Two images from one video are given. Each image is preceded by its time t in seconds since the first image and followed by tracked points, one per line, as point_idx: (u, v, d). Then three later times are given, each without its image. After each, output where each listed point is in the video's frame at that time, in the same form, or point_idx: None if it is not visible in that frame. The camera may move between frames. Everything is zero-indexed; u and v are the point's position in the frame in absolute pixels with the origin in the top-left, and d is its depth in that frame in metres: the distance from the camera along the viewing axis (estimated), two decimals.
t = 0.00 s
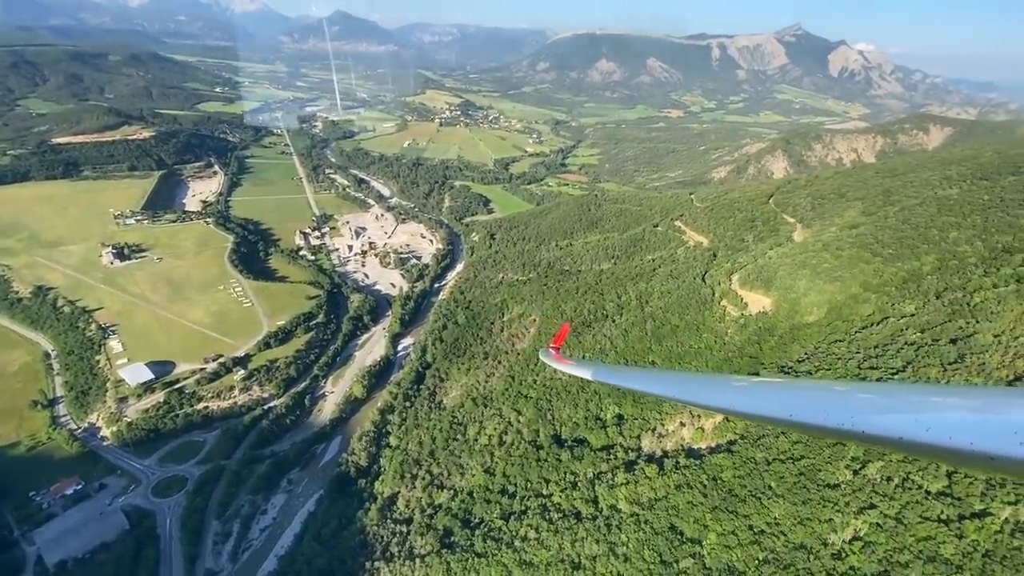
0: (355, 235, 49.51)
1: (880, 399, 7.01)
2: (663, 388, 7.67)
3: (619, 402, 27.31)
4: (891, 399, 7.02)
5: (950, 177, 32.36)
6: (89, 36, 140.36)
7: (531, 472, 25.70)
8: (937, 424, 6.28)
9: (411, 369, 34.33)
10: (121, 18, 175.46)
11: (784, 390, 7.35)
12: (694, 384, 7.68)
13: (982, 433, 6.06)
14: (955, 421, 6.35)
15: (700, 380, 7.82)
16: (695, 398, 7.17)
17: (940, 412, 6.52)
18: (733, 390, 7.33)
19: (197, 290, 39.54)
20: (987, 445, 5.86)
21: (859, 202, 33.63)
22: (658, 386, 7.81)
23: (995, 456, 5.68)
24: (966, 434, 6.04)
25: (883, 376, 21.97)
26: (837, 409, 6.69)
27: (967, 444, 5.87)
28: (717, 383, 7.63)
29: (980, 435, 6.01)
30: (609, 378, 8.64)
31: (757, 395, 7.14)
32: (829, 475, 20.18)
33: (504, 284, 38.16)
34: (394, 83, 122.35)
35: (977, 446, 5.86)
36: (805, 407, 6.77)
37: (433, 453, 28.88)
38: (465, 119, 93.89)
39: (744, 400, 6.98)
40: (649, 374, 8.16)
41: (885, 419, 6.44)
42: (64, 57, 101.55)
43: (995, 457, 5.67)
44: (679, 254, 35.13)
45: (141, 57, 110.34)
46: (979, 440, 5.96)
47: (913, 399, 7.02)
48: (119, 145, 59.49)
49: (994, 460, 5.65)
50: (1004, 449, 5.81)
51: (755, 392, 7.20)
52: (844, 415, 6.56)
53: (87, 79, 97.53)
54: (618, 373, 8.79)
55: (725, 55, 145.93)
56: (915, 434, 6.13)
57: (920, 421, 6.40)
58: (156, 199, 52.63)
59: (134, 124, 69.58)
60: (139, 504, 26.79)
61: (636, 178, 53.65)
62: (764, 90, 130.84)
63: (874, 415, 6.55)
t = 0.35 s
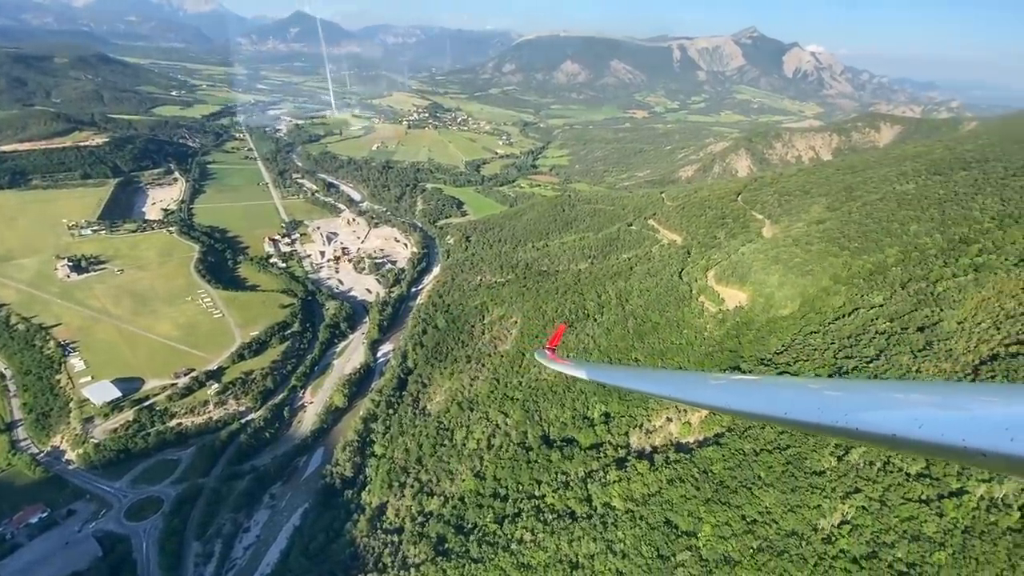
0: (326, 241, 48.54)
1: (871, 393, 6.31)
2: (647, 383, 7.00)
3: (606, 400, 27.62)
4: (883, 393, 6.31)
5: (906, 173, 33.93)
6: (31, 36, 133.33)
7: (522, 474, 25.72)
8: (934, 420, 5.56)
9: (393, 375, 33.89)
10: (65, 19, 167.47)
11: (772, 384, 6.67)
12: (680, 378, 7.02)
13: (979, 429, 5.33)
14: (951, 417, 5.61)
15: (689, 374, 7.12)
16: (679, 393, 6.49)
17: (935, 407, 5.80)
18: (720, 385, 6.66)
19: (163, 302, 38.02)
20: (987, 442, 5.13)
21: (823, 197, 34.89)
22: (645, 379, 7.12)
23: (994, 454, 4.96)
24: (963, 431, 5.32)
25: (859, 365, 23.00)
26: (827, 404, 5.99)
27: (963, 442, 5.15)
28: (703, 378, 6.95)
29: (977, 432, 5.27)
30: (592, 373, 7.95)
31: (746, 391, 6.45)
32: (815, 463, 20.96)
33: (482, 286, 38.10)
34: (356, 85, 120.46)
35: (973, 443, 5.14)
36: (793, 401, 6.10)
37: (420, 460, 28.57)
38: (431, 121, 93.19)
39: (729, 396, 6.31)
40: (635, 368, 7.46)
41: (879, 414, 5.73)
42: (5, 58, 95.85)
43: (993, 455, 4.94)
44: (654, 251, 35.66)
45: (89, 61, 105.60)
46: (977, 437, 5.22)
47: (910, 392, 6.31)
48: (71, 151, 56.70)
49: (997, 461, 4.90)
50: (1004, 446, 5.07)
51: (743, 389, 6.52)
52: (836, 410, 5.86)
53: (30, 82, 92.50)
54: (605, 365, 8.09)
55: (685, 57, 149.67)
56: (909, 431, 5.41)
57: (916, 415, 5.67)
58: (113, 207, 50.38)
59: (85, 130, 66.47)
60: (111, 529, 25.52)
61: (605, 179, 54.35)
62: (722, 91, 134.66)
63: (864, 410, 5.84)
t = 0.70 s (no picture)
0: (295, 248, 47.34)
1: (871, 394, 6.10)
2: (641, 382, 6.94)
3: (590, 399, 27.81)
4: (883, 394, 6.09)
5: (862, 169, 35.18)
6: None
7: (513, 478, 25.66)
8: (930, 417, 5.35)
9: (372, 384, 33.33)
10: None
11: (769, 385, 6.54)
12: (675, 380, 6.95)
13: (977, 424, 5.09)
14: (949, 415, 5.37)
15: (685, 375, 7.03)
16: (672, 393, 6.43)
17: (934, 407, 5.56)
18: (717, 385, 6.56)
19: (124, 317, 36.26)
20: (980, 437, 4.90)
21: (786, 194, 35.97)
22: (646, 380, 7.02)
23: (986, 446, 4.73)
24: (960, 427, 5.08)
25: (833, 355, 24.03)
26: (826, 404, 5.84)
27: (956, 438, 4.93)
28: (698, 379, 6.84)
29: (973, 428, 5.04)
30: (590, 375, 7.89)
31: (741, 391, 6.34)
32: (799, 451, 21.69)
33: (459, 290, 37.90)
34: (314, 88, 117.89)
35: (964, 437, 4.93)
36: (789, 401, 5.96)
37: (406, 469, 28.16)
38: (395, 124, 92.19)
39: (723, 395, 6.22)
40: (632, 369, 7.37)
41: (877, 414, 5.55)
42: None
43: (983, 449, 4.72)
44: (627, 250, 35.95)
45: (27, 64, 99.89)
46: (973, 433, 4.98)
47: (912, 393, 6.06)
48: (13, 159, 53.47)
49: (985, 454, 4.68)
50: (999, 440, 4.83)
51: (740, 390, 6.40)
52: (832, 409, 5.71)
53: None
54: (606, 366, 8.03)
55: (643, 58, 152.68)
56: (902, 429, 5.21)
57: (915, 415, 5.44)
58: (64, 218, 47.77)
59: (27, 138, 62.82)
60: (79, 560, 24.06)
61: (573, 180, 54.75)
62: (679, 93, 138.07)
63: (860, 409, 5.67)
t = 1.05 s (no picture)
0: (261, 257, 46.01)
1: (867, 394, 6.29)
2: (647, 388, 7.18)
3: (575, 399, 27.88)
4: (879, 394, 6.28)
5: (821, 167, 36.16)
6: None
7: (502, 482, 25.55)
8: (927, 419, 5.53)
9: (350, 394, 32.70)
10: None
11: (769, 388, 6.78)
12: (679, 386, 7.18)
13: (973, 426, 5.26)
14: (945, 416, 5.54)
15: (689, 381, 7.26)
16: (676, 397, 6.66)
17: (930, 409, 5.73)
18: (722, 391, 6.79)
19: (80, 335, 34.30)
20: (977, 438, 5.06)
21: (751, 191, 36.57)
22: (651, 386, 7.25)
23: (983, 448, 4.89)
24: (956, 429, 5.24)
25: (808, 346, 24.94)
26: (829, 407, 6.02)
27: (956, 440, 5.08)
28: (701, 385, 7.08)
29: (970, 430, 5.20)
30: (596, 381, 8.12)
31: (743, 396, 6.57)
32: (783, 440, 22.38)
33: (435, 295, 37.58)
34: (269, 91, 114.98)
35: (961, 438, 5.09)
36: (792, 405, 6.16)
37: (392, 479, 27.67)
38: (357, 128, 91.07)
39: (728, 401, 6.44)
40: (637, 377, 7.56)
41: (878, 415, 5.72)
42: None
43: (981, 451, 4.88)
44: (599, 251, 35.99)
45: None
46: (971, 434, 5.13)
47: (906, 395, 6.26)
48: None
49: (984, 456, 4.84)
50: (994, 441, 4.99)
51: (742, 393, 6.63)
52: (834, 411, 5.90)
53: None
54: (611, 372, 8.24)
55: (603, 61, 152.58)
56: (902, 431, 5.39)
57: (914, 417, 5.60)
58: (6, 232, 44.90)
59: None
60: None
61: (541, 182, 54.98)
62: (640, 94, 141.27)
63: (859, 411, 5.85)
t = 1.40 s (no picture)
0: (223, 269, 44.61)
1: (864, 394, 5.96)
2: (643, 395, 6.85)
3: (558, 399, 27.73)
4: (876, 394, 5.95)
5: (780, 166, 37.06)
6: None
7: (490, 487, 25.35)
8: (935, 423, 5.17)
9: (326, 406, 31.90)
10: None
11: (763, 388, 6.44)
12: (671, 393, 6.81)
13: (979, 431, 4.92)
14: (951, 417, 5.20)
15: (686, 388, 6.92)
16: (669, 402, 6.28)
17: (934, 409, 5.40)
18: (718, 394, 6.42)
19: (30, 357, 32.11)
20: (986, 444, 4.73)
21: (714, 191, 36.84)
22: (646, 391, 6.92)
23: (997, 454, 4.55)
24: (965, 433, 4.91)
25: (782, 338, 25.59)
26: (829, 407, 5.65)
27: (966, 446, 4.72)
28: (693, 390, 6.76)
29: (978, 435, 4.87)
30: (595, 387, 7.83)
31: (738, 398, 6.21)
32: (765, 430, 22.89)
33: (409, 301, 37.09)
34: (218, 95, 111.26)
35: (973, 444, 4.74)
36: (793, 408, 5.73)
37: (376, 491, 27.10)
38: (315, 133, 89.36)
39: (726, 403, 6.04)
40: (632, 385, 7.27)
41: (882, 419, 5.36)
42: None
43: (992, 456, 4.54)
44: (571, 252, 35.86)
45: None
46: (980, 440, 4.80)
47: (905, 394, 5.90)
48: None
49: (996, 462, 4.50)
50: (1007, 448, 4.65)
51: (741, 396, 6.20)
52: (838, 414, 5.51)
53: None
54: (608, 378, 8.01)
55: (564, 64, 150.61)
56: (906, 436, 5.04)
57: (917, 421, 5.24)
58: None
59: None
60: None
61: (506, 186, 54.84)
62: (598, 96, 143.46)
63: (861, 414, 5.49)
